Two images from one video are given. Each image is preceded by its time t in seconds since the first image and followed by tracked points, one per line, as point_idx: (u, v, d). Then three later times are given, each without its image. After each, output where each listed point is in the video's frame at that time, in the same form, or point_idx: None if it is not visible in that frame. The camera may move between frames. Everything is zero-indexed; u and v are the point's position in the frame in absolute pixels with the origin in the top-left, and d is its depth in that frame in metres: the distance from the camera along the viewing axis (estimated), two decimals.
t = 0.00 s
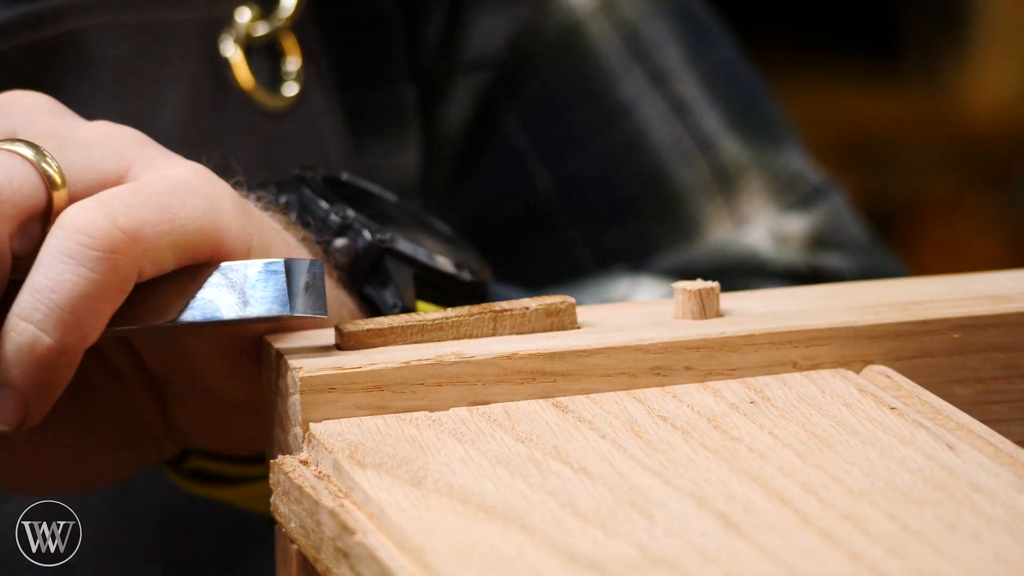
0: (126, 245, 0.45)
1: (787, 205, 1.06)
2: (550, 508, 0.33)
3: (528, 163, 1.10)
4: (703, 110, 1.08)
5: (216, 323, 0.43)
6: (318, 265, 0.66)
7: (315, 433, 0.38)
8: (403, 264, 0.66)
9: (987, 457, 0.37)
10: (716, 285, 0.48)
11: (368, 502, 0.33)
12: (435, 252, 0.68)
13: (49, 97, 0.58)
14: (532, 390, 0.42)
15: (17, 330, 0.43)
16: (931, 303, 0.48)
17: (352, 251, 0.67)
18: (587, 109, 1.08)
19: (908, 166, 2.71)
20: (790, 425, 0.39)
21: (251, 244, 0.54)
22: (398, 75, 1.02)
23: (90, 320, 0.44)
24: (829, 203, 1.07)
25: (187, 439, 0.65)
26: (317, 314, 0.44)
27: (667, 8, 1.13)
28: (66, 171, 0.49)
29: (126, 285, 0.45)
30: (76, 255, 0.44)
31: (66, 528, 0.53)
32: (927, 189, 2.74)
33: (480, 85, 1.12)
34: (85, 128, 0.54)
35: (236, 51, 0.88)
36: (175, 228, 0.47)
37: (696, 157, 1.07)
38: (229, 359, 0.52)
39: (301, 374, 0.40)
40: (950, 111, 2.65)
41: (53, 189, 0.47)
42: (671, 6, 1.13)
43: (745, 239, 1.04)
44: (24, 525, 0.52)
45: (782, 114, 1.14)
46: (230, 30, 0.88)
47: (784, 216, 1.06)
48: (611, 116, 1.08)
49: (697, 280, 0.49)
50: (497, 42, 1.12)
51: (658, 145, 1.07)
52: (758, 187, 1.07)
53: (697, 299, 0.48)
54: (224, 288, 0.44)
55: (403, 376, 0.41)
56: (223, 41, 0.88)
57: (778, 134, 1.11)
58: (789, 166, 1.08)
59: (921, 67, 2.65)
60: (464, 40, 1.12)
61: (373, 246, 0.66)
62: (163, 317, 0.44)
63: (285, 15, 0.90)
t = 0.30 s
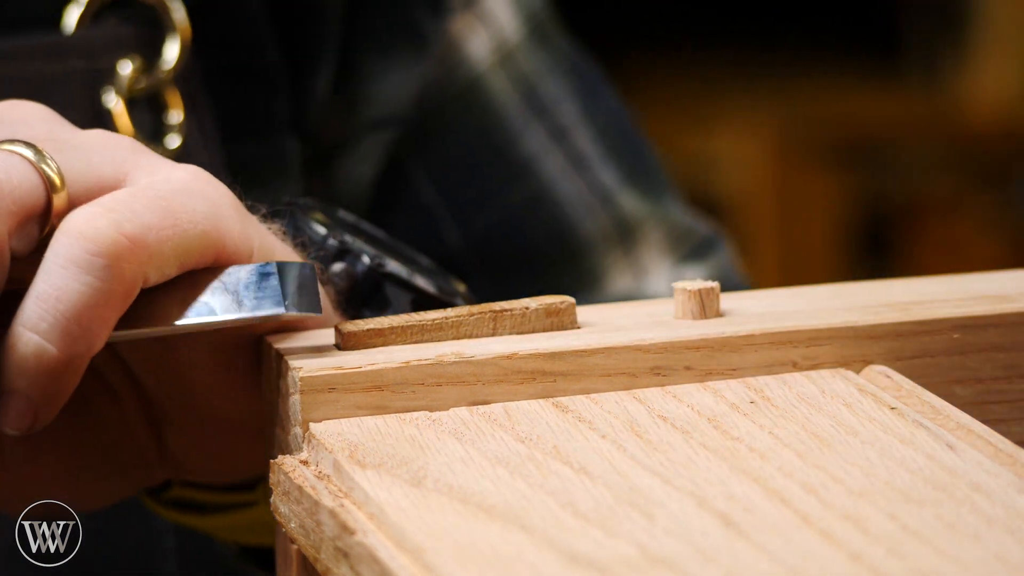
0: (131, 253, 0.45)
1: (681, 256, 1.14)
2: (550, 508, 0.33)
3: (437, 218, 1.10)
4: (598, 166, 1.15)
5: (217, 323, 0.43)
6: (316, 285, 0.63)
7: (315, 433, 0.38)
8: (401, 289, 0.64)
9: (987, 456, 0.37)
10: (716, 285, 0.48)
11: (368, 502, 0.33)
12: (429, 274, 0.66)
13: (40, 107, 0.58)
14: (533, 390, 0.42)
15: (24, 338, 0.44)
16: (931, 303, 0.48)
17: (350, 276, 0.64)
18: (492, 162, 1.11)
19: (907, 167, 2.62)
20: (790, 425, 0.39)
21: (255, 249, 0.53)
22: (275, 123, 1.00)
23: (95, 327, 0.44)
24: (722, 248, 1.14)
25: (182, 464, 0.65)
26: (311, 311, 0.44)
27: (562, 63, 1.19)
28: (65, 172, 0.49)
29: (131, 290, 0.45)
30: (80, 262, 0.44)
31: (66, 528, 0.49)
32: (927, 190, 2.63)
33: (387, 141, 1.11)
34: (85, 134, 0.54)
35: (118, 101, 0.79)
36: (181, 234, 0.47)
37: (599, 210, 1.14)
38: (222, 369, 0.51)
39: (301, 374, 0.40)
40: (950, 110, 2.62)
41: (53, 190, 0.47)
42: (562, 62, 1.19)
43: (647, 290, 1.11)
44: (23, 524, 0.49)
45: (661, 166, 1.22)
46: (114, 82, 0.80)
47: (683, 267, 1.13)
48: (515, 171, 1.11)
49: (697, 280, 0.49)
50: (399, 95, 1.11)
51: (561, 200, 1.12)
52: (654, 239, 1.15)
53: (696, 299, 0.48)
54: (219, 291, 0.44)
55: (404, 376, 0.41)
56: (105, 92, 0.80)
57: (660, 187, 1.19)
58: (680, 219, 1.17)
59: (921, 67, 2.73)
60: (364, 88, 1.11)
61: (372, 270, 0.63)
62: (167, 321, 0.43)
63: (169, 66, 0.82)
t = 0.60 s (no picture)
0: (157, 273, 0.45)
1: (690, 236, 1.14)
2: (550, 508, 0.33)
3: (446, 211, 1.10)
4: (604, 150, 1.14)
5: (234, 339, 0.43)
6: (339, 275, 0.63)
7: (315, 433, 0.38)
8: (427, 273, 0.63)
9: (987, 457, 0.37)
10: (716, 285, 0.48)
11: (368, 502, 0.33)
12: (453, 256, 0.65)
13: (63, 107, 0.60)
14: (532, 390, 0.42)
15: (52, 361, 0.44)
16: (932, 303, 0.48)
17: (374, 261, 0.63)
18: (498, 150, 1.10)
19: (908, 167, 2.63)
20: (790, 425, 0.39)
21: (275, 253, 0.53)
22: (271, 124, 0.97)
23: (124, 349, 0.44)
24: (728, 228, 1.16)
25: (205, 456, 0.64)
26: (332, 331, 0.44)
27: (560, 49, 1.18)
28: (90, 177, 0.50)
29: (159, 309, 0.45)
30: (108, 285, 0.44)
31: (67, 527, 0.48)
32: (927, 189, 2.64)
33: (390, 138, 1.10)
34: (106, 135, 0.55)
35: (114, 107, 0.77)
36: (205, 249, 0.47)
37: (608, 195, 1.13)
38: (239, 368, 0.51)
39: (301, 374, 0.40)
40: (950, 110, 2.64)
41: (78, 198, 0.48)
42: (563, 49, 1.18)
43: (658, 272, 1.11)
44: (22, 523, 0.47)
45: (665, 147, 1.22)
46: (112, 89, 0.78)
47: (692, 248, 1.13)
48: (523, 159, 1.10)
49: (698, 280, 0.49)
50: (405, 91, 1.10)
51: (570, 185, 1.11)
52: (664, 219, 1.14)
53: (697, 299, 0.48)
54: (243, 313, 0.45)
55: (403, 376, 0.41)
56: (102, 99, 0.77)
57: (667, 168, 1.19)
58: (687, 199, 1.16)
59: (921, 67, 2.74)
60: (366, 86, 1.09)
61: (396, 256, 0.63)
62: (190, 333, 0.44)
63: (165, 70, 0.80)
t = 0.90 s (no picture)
0: (154, 289, 0.44)
1: (728, 256, 1.14)
2: (550, 508, 0.33)
3: (484, 226, 1.08)
4: (643, 169, 1.14)
5: (231, 356, 0.42)
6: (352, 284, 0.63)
7: (315, 433, 0.38)
8: (439, 284, 0.62)
9: (987, 456, 0.37)
10: (716, 285, 0.48)
11: (368, 502, 0.33)
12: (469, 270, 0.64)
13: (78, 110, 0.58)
14: (533, 390, 0.42)
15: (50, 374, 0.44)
16: (932, 303, 0.48)
17: (388, 271, 0.63)
18: (539, 168, 1.09)
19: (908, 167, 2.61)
20: (790, 425, 0.39)
21: (280, 267, 0.53)
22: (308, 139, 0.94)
23: (118, 363, 0.44)
24: (768, 247, 1.15)
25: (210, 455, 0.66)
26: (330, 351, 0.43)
27: (603, 65, 1.17)
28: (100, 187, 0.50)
29: (157, 324, 0.45)
30: (104, 300, 0.44)
31: (66, 527, 0.47)
32: (927, 190, 2.62)
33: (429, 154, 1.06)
34: (119, 142, 0.54)
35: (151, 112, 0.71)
36: (202, 265, 0.47)
37: (646, 214, 1.12)
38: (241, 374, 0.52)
39: (302, 374, 0.40)
40: (950, 110, 2.66)
41: (87, 208, 0.47)
42: (604, 65, 1.17)
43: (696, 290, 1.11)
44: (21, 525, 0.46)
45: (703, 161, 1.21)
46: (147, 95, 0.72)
47: (730, 269, 1.13)
48: (563, 177, 1.10)
49: (698, 280, 0.49)
50: (448, 108, 1.06)
51: (609, 204, 1.11)
52: (701, 237, 1.14)
53: (697, 299, 0.48)
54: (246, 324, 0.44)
55: (404, 376, 0.41)
56: (138, 105, 0.71)
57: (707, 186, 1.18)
58: (726, 218, 1.16)
59: (921, 66, 2.77)
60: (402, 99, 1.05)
61: (408, 265, 0.63)
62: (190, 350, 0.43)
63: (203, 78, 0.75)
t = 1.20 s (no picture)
0: (152, 287, 0.44)
1: (736, 271, 1.10)
2: (550, 508, 0.33)
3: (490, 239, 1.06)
4: (651, 184, 1.10)
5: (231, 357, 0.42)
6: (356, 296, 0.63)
7: (315, 433, 0.38)
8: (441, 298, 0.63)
9: (987, 457, 0.37)
10: (716, 285, 0.48)
11: (368, 502, 0.33)
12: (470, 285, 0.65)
13: (83, 114, 0.58)
14: (533, 390, 0.42)
15: (48, 373, 0.44)
16: (932, 303, 0.48)
17: (390, 283, 0.64)
18: (546, 182, 1.06)
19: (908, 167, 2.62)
20: (790, 425, 0.39)
21: (281, 268, 0.53)
22: (316, 147, 0.91)
23: (116, 362, 0.44)
24: (777, 262, 1.11)
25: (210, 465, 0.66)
26: (331, 351, 0.43)
27: (613, 76, 1.12)
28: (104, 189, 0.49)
29: (155, 322, 0.45)
30: (102, 297, 0.44)
31: (66, 527, 0.46)
32: (927, 189, 2.63)
33: (439, 167, 1.03)
34: (121, 146, 0.54)
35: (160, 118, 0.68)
36: (202, 264, 0.47)
37: (653, 230, 1.09)
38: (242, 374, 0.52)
39: (302, 374, 0.40)
40: (950, 110, 2.66)
41: (90, 209, 0.47)
42: (615, 75, 1.12)
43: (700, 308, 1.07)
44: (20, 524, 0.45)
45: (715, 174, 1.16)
46: (155, 103, 0.69)
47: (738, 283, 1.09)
48: (571, 192, 1.06)
49: (698, 280, 0.49)
50: (455, 118, 1.03)
51: (614, 219, 1.07)
52: (709, 254, 1.09)
53: (697, 299, 0.48)
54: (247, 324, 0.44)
55: (404, 376, 0.41)
56: (149, 112, 0.68)
57: (718, 200, 1.14)
58: (735, 234, 1.11)
59: (921, 67, 2.77)
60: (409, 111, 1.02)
61: (411, 277, 0.63)
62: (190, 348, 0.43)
63: (211, 86, 0.72)
